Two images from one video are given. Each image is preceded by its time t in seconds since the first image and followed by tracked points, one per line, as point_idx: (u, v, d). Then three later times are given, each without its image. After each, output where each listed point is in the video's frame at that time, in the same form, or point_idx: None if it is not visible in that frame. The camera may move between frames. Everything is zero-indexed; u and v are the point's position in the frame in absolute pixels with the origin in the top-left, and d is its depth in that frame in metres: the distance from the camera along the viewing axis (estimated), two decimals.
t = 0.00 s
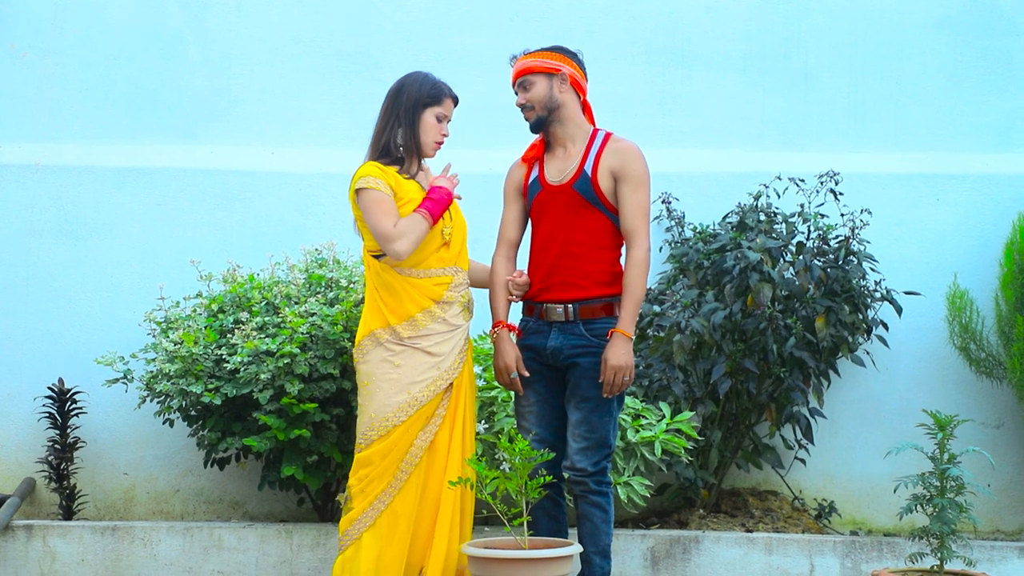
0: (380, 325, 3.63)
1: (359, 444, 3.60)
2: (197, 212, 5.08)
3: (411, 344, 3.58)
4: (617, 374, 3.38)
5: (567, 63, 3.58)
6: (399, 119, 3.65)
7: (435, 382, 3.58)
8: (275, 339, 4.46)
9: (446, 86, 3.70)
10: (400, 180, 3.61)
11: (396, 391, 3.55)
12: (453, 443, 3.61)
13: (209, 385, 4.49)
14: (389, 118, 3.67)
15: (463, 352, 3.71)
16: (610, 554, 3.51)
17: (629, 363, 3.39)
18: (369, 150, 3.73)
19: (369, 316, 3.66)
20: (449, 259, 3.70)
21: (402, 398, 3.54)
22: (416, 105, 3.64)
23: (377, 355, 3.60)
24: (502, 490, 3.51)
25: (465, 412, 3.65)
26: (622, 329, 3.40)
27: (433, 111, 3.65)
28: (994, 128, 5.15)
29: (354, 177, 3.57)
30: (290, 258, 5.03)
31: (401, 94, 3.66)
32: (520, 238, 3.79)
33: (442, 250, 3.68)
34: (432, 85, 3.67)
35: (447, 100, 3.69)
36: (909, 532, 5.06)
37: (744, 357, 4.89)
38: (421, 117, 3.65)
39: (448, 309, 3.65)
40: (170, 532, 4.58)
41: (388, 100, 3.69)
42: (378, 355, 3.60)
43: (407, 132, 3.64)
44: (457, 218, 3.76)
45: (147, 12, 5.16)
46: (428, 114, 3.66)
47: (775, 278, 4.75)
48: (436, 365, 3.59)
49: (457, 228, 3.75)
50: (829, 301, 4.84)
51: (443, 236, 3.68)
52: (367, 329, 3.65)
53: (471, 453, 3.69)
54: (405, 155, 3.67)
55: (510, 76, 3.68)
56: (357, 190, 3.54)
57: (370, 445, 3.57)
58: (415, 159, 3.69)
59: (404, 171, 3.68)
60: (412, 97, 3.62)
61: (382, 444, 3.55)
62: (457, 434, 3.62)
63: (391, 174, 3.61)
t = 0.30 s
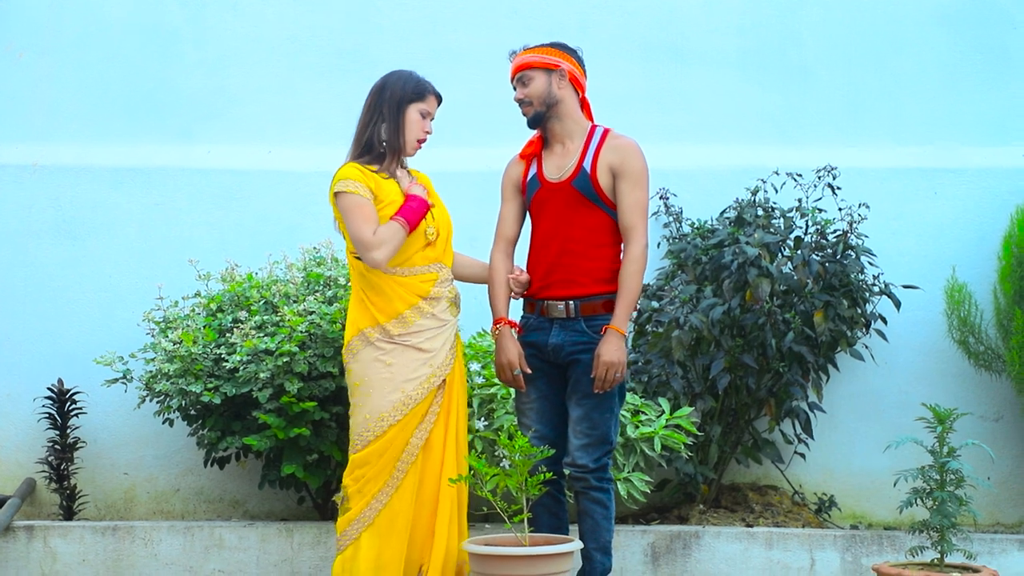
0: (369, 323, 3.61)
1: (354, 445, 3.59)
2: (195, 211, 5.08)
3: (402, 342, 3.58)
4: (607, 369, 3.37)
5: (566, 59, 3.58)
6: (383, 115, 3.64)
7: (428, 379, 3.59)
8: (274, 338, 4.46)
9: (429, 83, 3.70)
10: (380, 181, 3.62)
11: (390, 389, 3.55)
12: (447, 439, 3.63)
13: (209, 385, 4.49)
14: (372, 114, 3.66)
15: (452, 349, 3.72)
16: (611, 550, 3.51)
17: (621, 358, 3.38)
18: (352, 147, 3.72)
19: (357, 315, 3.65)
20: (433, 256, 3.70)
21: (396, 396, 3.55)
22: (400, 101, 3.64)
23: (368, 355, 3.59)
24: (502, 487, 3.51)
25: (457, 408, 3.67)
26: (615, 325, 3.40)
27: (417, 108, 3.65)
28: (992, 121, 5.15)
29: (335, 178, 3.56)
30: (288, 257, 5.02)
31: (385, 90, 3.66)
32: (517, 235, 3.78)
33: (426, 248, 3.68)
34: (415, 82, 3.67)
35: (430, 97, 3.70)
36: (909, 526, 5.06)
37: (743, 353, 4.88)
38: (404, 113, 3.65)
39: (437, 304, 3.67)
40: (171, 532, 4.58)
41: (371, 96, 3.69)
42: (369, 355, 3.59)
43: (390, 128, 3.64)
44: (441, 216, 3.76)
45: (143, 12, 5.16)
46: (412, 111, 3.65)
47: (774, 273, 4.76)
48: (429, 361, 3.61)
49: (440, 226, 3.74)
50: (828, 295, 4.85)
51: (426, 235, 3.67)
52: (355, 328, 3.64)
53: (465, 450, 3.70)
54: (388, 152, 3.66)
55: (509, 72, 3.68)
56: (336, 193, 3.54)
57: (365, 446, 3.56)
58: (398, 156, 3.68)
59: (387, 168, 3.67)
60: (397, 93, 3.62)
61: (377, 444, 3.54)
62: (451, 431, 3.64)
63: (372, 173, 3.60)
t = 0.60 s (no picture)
0: (360, 324, 3.60)
1: (351, 448, 3.59)
2: (193, 216, 5.07)
3: (394, 342, 3.58)
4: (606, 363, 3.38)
5: (560, 53, 3.57)
6: (366, 118, 3.64)
7: (423, 378, 3.60)
8: (275, 341, 4.45)
9: (409, 81, 3.70)
10: (369, 181, 3.61)
11: (385, 390, 3.55)
12: (445, 438, 3.64)
13: (211, 390, 4.48)
14: (354, 118, 3.66)
15: (445, 347, 3.73)
16: (618, 544, 3.51)
17: (620, 352, 3.38)
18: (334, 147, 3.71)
19: (348, 316, 3.64)
20: (422, 255, 3.70)
21: (392, 397, 3.55)
22: (382, 103, 3.64)
23: (362, 357, 3.58)
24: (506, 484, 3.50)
25: (454, 407, 3.68)
26: (614, 319, 3.40)
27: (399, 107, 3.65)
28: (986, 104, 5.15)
29: (321, 183, 3.56)
30: (287, 260, 5.02)
31: (365, 93, 3.65)
32: (512, 231, 3.77)
33: (414, 247, 3.68)
34: (394, 82, 3.66)
35: (411, 95, 3.70)
36: (915, 511, 5.06)
37: (744, 343, 4.88)
38: (388, 115, 3.65)
39: (427, 303, 3.66)
40: (177, 538, 4.58)
41: (351, 99, 3.68)
42: (362, 357, 3.58)
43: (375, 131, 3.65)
44: (428, 213, 3.75)
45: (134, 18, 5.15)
46: (395, 111, 3.66)
47: (773, 262, 4.76)
48: (423, 361, 3.61)
49: (429, 225, 3.73)
50: (827, 283, 4.85)
51: (414, 235, 3.66)
52: (347, 330, 3.63)
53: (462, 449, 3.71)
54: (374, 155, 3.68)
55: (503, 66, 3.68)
56: (326, 194, 3.54)
57: (364, 449, 3.56)
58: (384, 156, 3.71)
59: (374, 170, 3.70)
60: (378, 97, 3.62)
61: (376, 446, 3.54)
62: (449, 429, 3.65)
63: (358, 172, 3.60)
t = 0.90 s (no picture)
0: (363, 329, 3.61)
1: (358, 453, 3.58)
2: (195, 226, 5.08)
3: (397, 346, 3.58)
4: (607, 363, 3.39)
5: (558, 52, 3.58)
6: (362, 126, 3.64)
7: (428, 381, 3.59)
8: (281, 348, 4.45)
9: (406, 89, 3.69)
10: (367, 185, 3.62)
11: (391, 394, 3.55)
12: (452, 440, 3.63)
13: (219, 399, 4.49)
14: (351, 126, 3.66)
15: (448, 349, 3.72)
16: (630, 541, 3.50)
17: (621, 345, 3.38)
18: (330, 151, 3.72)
19: (351, 320, 3.64)
20: (422, 257, 3.71)
21: (398, 401, 3.55)
22: (377, 112, 3.64)
23: (366, 362, 3.58)
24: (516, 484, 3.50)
25: (459, 409, 3.68)
26: (610, 312, 3.40)
27: (398, 116, 3.66)
28: (984, 88, 5.14)
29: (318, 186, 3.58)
30: (290, 267, 5.02)
31: (362, 101, 3.66)
32: (512, 230, 3.77)
33: (414, 250, 3.69)
34: (391, 89, 3.66)
35: (407, 102, 3.69)
36: (926, 498, 5.06)
37: (750, 335, 4.87)
38: (383, 124, 3.65)
39: (430, 305, 3.66)
40: (189, 548, 4.58)
41: (349, 107, 3.69)
42: (366, 362, 3.58)
43: (370, 139, 3.64)
44: (426, 216, 3.77)
45: (130, 30, 5.15)
46: (389, 119, 3.65)
47: (775, 254, 4.76)
48: (427, 363, 3.61)
49: (428, 228, 3.75)
50: (830, 272, 4.85)
51: (414, 238, 3.68)
52: (350, 335, 3.63)
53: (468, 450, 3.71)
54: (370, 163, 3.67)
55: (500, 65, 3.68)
56: (325, 195, 3.55)
57: (371, 454, 3.56)
58: (379, 165, 3.69)
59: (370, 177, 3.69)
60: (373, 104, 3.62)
61: (383, 450, 3.54)
62: (455, 432, 3.65)
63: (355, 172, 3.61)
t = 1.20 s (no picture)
0: (365, 336, 3.62)
1: (365, 460, 3.60)
2: (199, 239, 5.09)
3: (398, 352, 3.59)
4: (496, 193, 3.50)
5: (557, 56, 3.57)
6: (368, 133, 3.65)
7: (432, 387, 3.59)
8: (289, 358, 4.45)
9: (407, 91, 3.69)
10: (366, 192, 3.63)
11: (393, 401, 3.56)
12: (460, 445, 3.62)
13: (229, 411, 4.49)
14: (356, 134, 3.67)
15: (454, 354, 3.71)
16: (645, 538, 3.50)
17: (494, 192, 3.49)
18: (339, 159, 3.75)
19: (355, 327, 3.66)
20: (424, 263, 3.70)
21: (401, 407, 3.55)
22: (381, 118, 3.64)
23: (368, 369, 3.59)
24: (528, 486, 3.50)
25: (467, 413, 3.67)
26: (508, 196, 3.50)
27: (401, 118, 3.65)
28: (983, 73, 5.14)
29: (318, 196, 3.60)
30: (295, 276, 5.03)
31: (365, 108, 3.66)
32: (518, 231, 3.77)
33: (415, 256, 3.68)
34: (392, 92, 3.65)
35: (411, 104, 3.69)
36: (940, 485, 5.05)
37: (757, 328, 4.87)
38: (389, 129, 3.66)
39: (431, 311, 3.66)
40: (204, 561, 4.59)
41: (353, 114, 3.69)
42: (368, 369, 3.60)
43: (377, 146, 3.65)
44: (432, 220, 3.74)
45: (128, 46, 5.16)
46: (395, 124, 3.66)
47: (780, 246, 4.77)
48: (430, 369, 3.61)
49: (432, 233, 3.73)
50: (835, 263, 4.84)
51: (416, 243, 3.67)
52: (353, 342, 3.65)
53: (479, 454, 3.69)
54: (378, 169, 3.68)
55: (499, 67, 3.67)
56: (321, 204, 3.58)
57: (377, 461, 3.58)
58: (388, 170, 3.71)
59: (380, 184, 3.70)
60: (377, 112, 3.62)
61: (389, 457, 3.56)
62: (463, 437, 3.63)
63: (356, 182, 3.63)
